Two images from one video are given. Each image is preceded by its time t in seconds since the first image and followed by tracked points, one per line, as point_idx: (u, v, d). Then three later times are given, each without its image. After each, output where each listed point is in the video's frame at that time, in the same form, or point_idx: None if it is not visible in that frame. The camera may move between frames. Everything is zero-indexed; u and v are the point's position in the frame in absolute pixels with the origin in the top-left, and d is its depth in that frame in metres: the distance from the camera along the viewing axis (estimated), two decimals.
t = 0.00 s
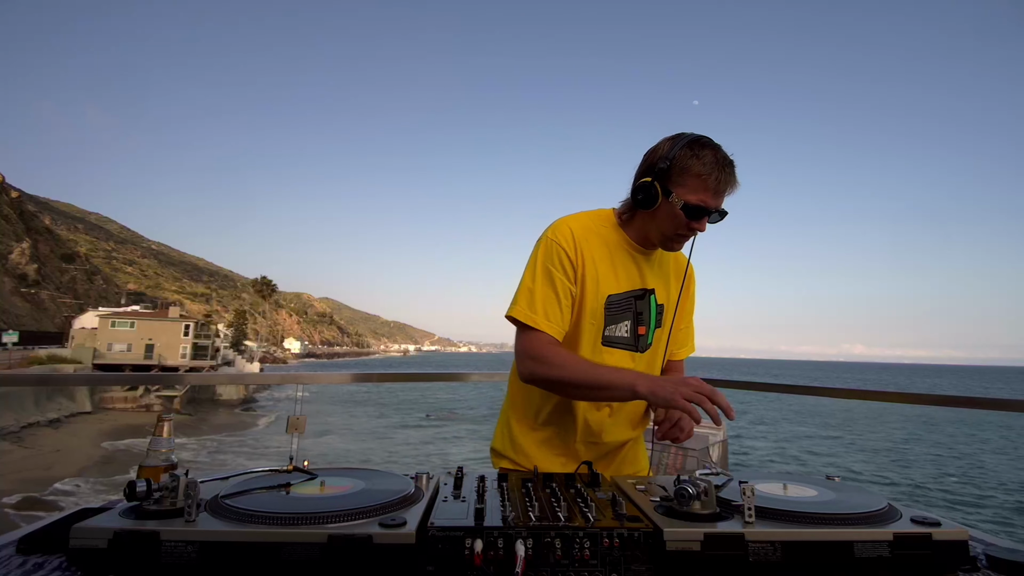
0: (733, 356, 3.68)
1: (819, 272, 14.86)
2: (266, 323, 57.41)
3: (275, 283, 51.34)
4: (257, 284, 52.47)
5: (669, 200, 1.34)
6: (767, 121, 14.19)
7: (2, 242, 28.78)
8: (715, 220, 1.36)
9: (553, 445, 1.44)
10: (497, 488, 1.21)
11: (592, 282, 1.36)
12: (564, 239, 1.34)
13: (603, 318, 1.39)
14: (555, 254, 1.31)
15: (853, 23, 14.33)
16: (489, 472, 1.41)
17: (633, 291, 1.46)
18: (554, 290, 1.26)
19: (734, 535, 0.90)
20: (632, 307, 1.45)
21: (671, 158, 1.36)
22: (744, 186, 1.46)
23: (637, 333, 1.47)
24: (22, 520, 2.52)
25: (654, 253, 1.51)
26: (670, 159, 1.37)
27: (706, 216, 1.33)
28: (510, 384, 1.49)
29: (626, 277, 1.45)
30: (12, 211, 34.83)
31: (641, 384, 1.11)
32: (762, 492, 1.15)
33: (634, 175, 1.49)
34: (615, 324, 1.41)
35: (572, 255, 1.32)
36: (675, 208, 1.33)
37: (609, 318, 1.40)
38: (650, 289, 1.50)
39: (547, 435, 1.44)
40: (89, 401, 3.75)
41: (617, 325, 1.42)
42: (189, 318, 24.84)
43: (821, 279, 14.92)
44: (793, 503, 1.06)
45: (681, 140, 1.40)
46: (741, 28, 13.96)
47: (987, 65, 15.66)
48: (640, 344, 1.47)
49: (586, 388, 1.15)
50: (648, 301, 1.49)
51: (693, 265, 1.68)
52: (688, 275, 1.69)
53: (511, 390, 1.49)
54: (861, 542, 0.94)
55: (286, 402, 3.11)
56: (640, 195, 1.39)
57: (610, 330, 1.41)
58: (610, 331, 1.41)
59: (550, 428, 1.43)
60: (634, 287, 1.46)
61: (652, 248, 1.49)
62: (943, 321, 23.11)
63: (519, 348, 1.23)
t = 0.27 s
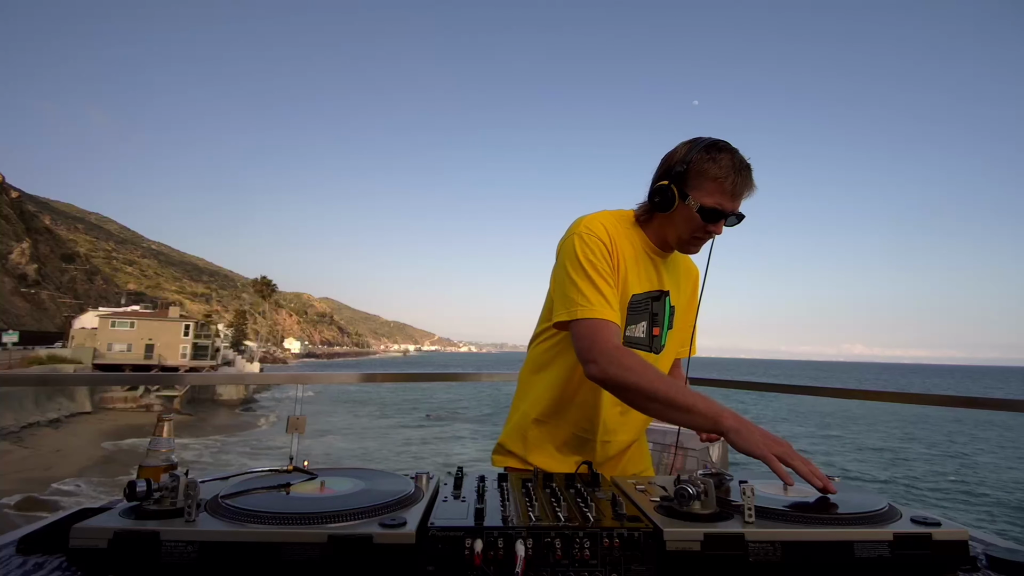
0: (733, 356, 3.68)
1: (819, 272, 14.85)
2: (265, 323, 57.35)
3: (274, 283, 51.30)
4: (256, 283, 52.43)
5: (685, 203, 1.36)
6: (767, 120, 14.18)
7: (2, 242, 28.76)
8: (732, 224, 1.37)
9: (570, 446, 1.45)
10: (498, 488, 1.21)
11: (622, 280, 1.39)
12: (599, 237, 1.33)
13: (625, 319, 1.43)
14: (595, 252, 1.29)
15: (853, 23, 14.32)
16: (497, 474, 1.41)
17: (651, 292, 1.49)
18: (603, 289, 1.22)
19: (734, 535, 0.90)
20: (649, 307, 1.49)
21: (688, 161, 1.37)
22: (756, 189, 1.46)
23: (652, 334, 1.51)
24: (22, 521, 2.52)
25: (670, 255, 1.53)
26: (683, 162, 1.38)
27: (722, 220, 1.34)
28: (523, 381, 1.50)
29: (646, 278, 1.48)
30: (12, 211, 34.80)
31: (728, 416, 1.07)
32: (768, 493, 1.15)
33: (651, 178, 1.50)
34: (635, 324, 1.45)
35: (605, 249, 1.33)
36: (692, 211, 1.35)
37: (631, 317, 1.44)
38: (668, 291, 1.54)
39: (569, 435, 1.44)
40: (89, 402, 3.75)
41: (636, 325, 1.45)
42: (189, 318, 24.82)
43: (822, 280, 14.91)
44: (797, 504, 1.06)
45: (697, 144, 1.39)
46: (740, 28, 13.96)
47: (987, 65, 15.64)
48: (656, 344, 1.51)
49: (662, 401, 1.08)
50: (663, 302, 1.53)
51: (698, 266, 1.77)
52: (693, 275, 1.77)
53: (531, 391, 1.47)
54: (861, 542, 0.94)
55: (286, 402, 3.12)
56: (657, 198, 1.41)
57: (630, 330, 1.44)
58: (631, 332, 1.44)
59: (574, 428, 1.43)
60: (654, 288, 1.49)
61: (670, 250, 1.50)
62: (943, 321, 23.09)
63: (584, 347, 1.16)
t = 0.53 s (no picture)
0: (733, 356, 3.68)
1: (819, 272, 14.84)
2: (265, 323, 57.35)
3: (274, 283, 51.29)
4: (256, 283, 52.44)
5: (697, 206, 1.36)
6: (767, 120, 14.17)
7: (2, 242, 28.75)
8: (742, 228, 1.37)
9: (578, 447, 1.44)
10: (498, 488, 1.21)
11: (633, 281, 1.39)
12: (613, 237, 1.33)
13: (637, 320, 1.43)
14: (607, 253, 1.29)
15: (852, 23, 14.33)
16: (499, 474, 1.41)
17: (660, 295, 1.48)
18: (612, 289, 1.22)
19: (735, 536, 0.90)
20: (659, 309, 1.47)
21: (700, 164, 1.36)
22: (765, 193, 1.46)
23: (662, 336, 1.51)
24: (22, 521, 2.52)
25: (679, 256, 1.53)
26: (694, 165, 1.38)
27: (733, 223, 1.34)
28: (528, 380, 1.50)
29: (655, 280, 1.47)
30: (12, 211, 34.81)
31: (730, 422, 1.07)
32: (768, 493, 1.15)
33: (662, 179, 1.50)
34: (647, 325, 1.45)
35: (617, 249, 1.33)
36: (702, 214, 1.35)
37: (641, 319, 1.43)
38: (675, 293, 1.53)
39: (576, 437, 1.43)
40: (89, 401, 3.75)
41: (647, 326, 1.45)
42: (189, 318, 24.82)
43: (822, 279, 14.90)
44: (798, 504, 1.06)
45: (709, 147, 1.39)
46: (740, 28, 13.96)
47: (987, 65, 15.66)
48: (665, 346, 1.51)
49: (663, 402, 1.07)
50: (672, 304, 1.53)
51: (703, 269, 1.79)
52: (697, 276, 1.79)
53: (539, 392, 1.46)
54: (862, 542, 0.94)
55: (286, 402, 3.12)
56: (668, 200, 1.41)
57: (641, 331, 1.44)
58: (643, 334, 1.44)
59: (583, 431, 1.42)
60: (662, 290, 1.49)
61: (679, 252, 1.51)
62: (943, 321, 23.08)
63: (589, 348, 1.16)
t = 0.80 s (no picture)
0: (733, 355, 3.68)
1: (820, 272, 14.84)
2: (265, 323, 57.38)
3: (274, 283, 51.32)
4: (256, 283, 52.48)
5: (699, 206, 1.36)
6: (767, 120, 14.17)
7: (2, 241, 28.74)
8: (745, 229, 1.37)
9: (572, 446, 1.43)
10: (499, 488, 1.21)
11: (629, 281, 1.39)
12: (608, 236, 1.34)
13: (637, 320, 1.42)
14: (599, 251, 1.29)
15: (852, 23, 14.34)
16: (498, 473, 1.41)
17: (662, 295, 1.48)
18: (593, 283, 1.22)
19: (734, 535, 0.90)
20: (661, 310, 1.47)
21: (704, 164, 1.36)
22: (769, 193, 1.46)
23: (664, 337, 1.50)
24: (23, 521, 2.53)
25: (681, 257, 1.53)
26: (697, 166, 1.38)
27: (735, 224, 1.34)
28: (526, 379, 1.51)
29: (657, 280, 1.47)
30: (12, 211, 34.85)
31: (689, 411, 1.07)
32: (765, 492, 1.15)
33: (666, 179, 1.51)
34: (648, 326, 1.44)
35: (612, 250, 1.33)
36: (705, 214, 1.35)
37: (642, 320, 1.43)
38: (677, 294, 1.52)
39: (571, 435, 1.43)
40: (89, 401, 3.75)
41: (649, 327, 1.45)
42: (189, 318, 24.84)
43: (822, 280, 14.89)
44: (793, 504, 1.06)
45: (714, 147, 1.39)
46: (740, 27, 13.96)
47: (987, 65, 15.67)
48: (667, 347, 1.50)
49: (626, 392, 1.08)
50: (674, 305, 1.53)
51: (707, 272, 1.80)
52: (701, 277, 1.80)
53: (537, 392, 1.46)
54: (862, 542, 0.94)
55: (286, 402, 3.12)
56: (671, 200, 1.41)
57: (643, 333, 1.43)
58: (644, 335, 1.44)
59: (581, 430, 1.42)
60: (664, 290, 1.49)
61: (681, 252, 1.51)
62: (943, 321, 23.08)
63: (553, 336, 1.16)
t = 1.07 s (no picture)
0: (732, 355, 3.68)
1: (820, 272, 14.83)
2: (265, 323, 57.42)
3: (274, 283, 51.31)
4: (256, 283, 52.52)
5: (697, 206, 1.36)
6: (767, 119, 14.18)
7: (2, 241, 28.72)
8: (743, 228, 1.37)
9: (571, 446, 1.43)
10: (498, 488, 1.21)
11: (626, 281, 1.39)
12: (603, 236, 1.34)
13: (636, 321, 1.42)
14: (594, 251, 1.29)
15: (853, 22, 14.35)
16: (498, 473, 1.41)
17: (661, 295, 1.48)
18: (583, 282, 1.22)
19: (734, 535, 0.90)
20: (659, 310, 1.47)
21: (701, 164, 1.36)
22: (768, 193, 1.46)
23: (664, 337, 1.50)
24: (23, 520, 2.53)
25: (679, 257, 1.53)
26: (694, 165, 1.38)
27: (733, 224, 1.34)
28: (525, 379, 1.51)
29: (656, 281, 1.47)
30: (11, 210, 34.84)
31: (670, 409, 1.07)
32: (762, 492, 1.15)
33: (665, 178, 1.51)
34: (647, 326, 1.44)
35: (607, 251, 1.33)
36: (702, 214, 1.35)
37: (640, 321, 1.43)
38: (676, 294, 1.53)
39: (569, 436, 1.43)
40: (89, 401, 3.75)
41: (648, 327, 1.45)
42: (189, 318, 24.85)
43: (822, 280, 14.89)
44: (791, 504, 1.06)
45: (712, 146, 1.39)
46: (740, 27, 13.97)
47: (986, 65, 15.67)
48: (667, 347, 1.50)
49: (611, 390, 1.09)
50: (672, 305, 1.53)
51: (707, 271, 1.80)
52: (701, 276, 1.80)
53: (536, 392, 1.46)
54: (863, 542, 0.94)
55: (286, 402, 3.12)
56: (669, 200, 1.41)
57: (641, 333, 1.43)
58: (643, 336, 1.43)
59: (580, 430, 1.42)
60: (663, 291, 1.49)
61: (680, 251, 1.51)
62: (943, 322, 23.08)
63: (540, 332, 1.16)
